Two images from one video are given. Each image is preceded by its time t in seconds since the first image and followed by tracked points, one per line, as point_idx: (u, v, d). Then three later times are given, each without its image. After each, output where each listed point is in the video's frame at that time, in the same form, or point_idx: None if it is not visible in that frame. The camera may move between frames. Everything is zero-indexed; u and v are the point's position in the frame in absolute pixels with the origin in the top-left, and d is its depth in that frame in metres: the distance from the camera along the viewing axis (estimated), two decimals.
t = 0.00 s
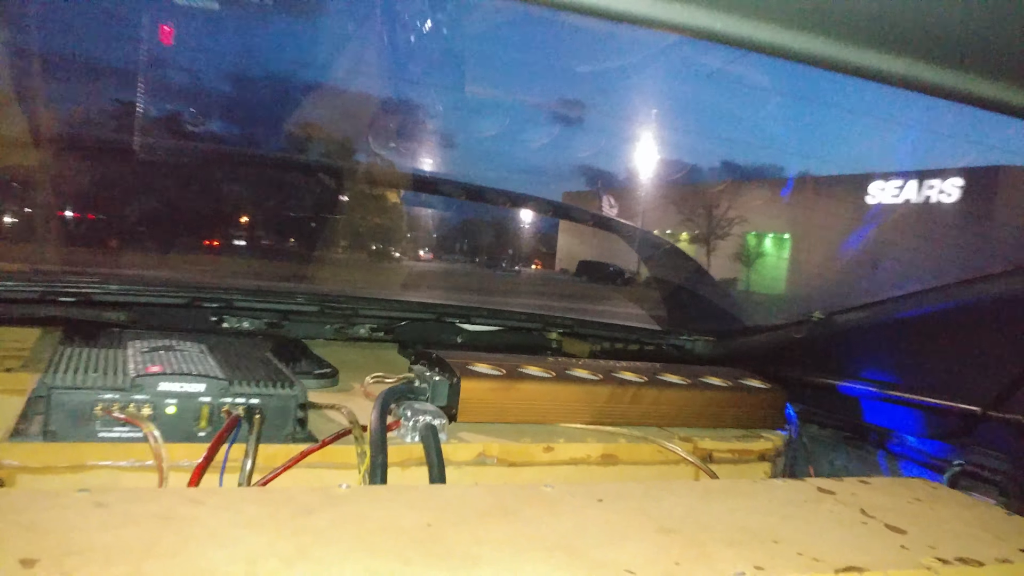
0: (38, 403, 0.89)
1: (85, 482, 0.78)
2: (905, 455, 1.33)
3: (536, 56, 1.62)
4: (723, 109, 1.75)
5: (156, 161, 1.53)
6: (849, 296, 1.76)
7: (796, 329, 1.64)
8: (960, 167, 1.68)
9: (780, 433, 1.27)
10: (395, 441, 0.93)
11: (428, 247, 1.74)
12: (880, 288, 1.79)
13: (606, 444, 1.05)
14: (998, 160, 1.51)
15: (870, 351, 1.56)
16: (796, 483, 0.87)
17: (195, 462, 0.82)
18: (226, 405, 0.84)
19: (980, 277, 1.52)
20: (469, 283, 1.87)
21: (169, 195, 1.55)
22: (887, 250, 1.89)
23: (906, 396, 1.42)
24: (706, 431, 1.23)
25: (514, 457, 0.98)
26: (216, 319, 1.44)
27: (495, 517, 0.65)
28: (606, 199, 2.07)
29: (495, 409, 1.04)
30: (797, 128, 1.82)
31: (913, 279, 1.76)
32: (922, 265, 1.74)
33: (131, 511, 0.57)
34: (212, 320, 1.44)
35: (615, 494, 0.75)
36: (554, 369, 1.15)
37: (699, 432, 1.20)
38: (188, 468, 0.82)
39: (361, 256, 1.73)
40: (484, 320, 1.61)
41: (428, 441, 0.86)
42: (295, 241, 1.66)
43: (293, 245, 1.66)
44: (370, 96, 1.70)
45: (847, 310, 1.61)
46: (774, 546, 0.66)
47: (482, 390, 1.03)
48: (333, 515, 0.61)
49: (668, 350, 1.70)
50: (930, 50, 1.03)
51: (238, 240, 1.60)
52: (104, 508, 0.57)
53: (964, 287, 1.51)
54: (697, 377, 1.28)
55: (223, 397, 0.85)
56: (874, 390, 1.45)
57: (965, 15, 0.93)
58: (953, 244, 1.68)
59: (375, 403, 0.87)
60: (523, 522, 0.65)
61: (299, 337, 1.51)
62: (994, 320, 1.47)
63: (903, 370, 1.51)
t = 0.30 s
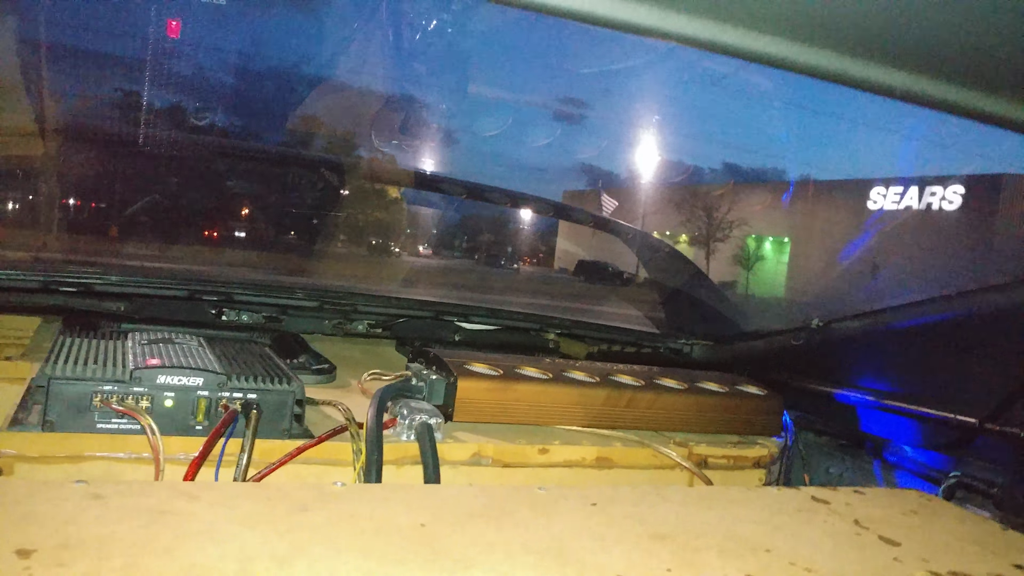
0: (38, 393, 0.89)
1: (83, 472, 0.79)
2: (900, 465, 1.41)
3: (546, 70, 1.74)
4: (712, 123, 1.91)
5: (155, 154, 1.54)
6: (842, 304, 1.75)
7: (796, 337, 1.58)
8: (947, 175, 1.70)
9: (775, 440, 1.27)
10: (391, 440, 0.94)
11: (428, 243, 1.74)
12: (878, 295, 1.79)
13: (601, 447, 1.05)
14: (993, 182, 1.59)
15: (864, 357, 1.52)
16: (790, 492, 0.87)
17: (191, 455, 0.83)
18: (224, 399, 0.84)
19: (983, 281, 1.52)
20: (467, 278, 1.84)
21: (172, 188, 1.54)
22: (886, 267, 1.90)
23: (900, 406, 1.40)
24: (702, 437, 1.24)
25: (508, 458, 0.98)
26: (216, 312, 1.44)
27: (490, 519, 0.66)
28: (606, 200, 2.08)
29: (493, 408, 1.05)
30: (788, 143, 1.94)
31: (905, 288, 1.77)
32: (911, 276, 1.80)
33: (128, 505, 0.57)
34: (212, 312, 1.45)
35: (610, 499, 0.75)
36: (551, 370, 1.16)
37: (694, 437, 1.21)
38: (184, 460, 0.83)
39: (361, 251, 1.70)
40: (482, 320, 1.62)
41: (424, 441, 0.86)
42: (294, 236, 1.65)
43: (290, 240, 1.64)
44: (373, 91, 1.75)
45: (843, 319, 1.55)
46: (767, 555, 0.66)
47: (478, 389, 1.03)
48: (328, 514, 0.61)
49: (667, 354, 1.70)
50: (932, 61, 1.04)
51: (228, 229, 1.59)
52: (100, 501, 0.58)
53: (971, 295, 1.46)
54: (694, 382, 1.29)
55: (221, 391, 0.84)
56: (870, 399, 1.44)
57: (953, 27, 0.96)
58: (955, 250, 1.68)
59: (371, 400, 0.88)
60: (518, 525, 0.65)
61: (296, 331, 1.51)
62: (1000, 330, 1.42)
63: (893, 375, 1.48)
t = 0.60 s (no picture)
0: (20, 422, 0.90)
1: (63, 503, 0.79)
2: (885, 506, 1.33)
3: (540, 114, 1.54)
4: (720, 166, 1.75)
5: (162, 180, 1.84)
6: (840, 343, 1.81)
7: (781, 373, 1.63)
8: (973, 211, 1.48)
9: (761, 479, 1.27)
10: (373, 473, 0.94)
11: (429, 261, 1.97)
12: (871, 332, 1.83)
13: (585, 484, 1.05)
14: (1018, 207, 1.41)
15: (852, 398, 1.59)
16: (768, 535, 0.88)
17: (172, 486, 0.82)
18: (206, 430, 0.86)
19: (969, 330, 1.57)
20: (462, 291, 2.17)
21: (204, 218, 1.95)
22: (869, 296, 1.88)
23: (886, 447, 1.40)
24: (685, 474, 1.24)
25: (490, 494, 0.99)
26: (208, 335, 1.45)
27: (462, 561, 0.66)
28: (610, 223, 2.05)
29: (477, 442, 1.05)
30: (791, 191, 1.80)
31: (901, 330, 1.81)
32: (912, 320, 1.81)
33: (101, 541, 0.58)
34: (205, 335, 1.45)
35: (587, 541, 0.75)
36: (537, 405, 1.17)
37: (679, 475, 1.21)
38: (164, 491, 0.82)
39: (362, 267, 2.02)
40: (472, 348, 1.61)
41: (405, 479, 0.87)
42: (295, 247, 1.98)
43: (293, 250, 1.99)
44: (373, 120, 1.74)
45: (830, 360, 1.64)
46: None
47: (463, 424, 1.04)
48: (302, 553, 0.61)
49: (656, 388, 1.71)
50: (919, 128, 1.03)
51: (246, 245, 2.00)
52: (72, 537, 0.58)
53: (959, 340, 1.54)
54: (679, 418, 1.29)
55: (205, 422, 0.86)
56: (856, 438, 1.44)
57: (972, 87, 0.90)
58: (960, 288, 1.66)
59: (354, 433, 0.88)
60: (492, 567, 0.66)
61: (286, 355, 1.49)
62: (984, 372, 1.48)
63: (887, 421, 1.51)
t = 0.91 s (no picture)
0: None
1: (20, 566, 0.82)
2: (867, 557, 1.29)
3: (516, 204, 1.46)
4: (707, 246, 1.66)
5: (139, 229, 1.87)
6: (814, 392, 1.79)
7: (761, 424, 1.65)
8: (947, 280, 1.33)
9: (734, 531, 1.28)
10: (339, 531, 0.94)
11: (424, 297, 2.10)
12: (842, 376, 1.82)
13: (555, 539, 1.07)
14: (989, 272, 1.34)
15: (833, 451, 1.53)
16: None
17: (125, 546, 0.85)
18: (168, 487, 0.87)
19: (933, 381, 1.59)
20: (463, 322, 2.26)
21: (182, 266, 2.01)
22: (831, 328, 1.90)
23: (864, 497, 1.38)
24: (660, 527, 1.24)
25: (458, 551, 1.01)
26: (186, 382, 1.44)
27: None
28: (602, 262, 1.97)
29: (448, 498, 1.05)
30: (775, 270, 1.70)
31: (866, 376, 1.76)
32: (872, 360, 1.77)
33: None
34: (183, 382, 1.44)
35: None
36: (509, 457, 1.16)
37: (654, 528, 1.22)
38: (120, 551, 0.85)
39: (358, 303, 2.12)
40: (449, 397, 1.60)
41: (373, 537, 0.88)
42: (290, 287, 2.08)
43: (286, 289, 2.09)
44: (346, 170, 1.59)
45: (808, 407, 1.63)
46: None
47: (432, 478, 1.03)
48: None
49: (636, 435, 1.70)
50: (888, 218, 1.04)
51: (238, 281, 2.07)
52: None
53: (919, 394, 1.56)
54: (653, 469, 1.29)
55: (166, 480, 0.87)
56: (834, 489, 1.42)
57: (933, 176, 0.91)
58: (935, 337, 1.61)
59: (320, 491, 0.89)
60: None
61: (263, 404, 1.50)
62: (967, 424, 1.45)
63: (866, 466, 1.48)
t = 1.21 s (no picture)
0: None
1: None
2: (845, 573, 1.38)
3: (501, 225, 1.43)
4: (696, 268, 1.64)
5: (118, 232, 1.87)
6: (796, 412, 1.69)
7: (740, 441, 1.61)
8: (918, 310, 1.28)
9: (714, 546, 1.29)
10: (317, 540, 0.95)
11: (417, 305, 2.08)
12: (828, 395, 1.70)
13: (532, 552, 1.08)
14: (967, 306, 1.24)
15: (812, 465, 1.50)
16: None
17: (103, 552, 0.86)
18: (146, 495, 0.88)
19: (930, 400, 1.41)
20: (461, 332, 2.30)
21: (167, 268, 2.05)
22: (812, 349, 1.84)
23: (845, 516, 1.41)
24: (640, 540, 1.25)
25: (436, 562, 1.01)
26: (170, 389, 1.43)
27: None
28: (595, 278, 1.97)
29: (426, 509, 1.06)
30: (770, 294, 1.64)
31: (852, 392, 1.64)
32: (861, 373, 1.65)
33: None
34: (167, 389, 1.43)
35: None
36: (489, 470, 1.17)
37: (634, 542, 1.22)
38: (96, 558, 0.85)
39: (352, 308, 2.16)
40: (434, 408, 1.60)
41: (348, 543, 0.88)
42: (282, 292, 2.07)
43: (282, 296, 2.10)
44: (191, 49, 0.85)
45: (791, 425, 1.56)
46: None
47: (413, 490, 1.04)
48: None
49: (620, 449, 1.71)
50: (861, 271, 1.06)
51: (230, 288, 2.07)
52: None
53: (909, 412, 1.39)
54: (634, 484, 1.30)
55: (144, 487, 0.88)
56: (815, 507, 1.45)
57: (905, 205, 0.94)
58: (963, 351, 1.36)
59: (299, 500, 0.89)
60: None
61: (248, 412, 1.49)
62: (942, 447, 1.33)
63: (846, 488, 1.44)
